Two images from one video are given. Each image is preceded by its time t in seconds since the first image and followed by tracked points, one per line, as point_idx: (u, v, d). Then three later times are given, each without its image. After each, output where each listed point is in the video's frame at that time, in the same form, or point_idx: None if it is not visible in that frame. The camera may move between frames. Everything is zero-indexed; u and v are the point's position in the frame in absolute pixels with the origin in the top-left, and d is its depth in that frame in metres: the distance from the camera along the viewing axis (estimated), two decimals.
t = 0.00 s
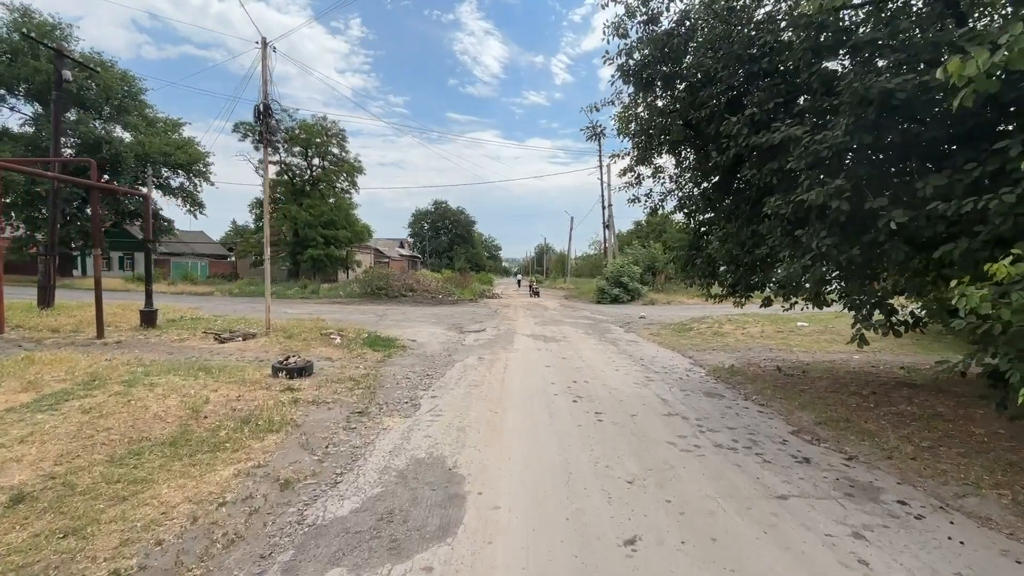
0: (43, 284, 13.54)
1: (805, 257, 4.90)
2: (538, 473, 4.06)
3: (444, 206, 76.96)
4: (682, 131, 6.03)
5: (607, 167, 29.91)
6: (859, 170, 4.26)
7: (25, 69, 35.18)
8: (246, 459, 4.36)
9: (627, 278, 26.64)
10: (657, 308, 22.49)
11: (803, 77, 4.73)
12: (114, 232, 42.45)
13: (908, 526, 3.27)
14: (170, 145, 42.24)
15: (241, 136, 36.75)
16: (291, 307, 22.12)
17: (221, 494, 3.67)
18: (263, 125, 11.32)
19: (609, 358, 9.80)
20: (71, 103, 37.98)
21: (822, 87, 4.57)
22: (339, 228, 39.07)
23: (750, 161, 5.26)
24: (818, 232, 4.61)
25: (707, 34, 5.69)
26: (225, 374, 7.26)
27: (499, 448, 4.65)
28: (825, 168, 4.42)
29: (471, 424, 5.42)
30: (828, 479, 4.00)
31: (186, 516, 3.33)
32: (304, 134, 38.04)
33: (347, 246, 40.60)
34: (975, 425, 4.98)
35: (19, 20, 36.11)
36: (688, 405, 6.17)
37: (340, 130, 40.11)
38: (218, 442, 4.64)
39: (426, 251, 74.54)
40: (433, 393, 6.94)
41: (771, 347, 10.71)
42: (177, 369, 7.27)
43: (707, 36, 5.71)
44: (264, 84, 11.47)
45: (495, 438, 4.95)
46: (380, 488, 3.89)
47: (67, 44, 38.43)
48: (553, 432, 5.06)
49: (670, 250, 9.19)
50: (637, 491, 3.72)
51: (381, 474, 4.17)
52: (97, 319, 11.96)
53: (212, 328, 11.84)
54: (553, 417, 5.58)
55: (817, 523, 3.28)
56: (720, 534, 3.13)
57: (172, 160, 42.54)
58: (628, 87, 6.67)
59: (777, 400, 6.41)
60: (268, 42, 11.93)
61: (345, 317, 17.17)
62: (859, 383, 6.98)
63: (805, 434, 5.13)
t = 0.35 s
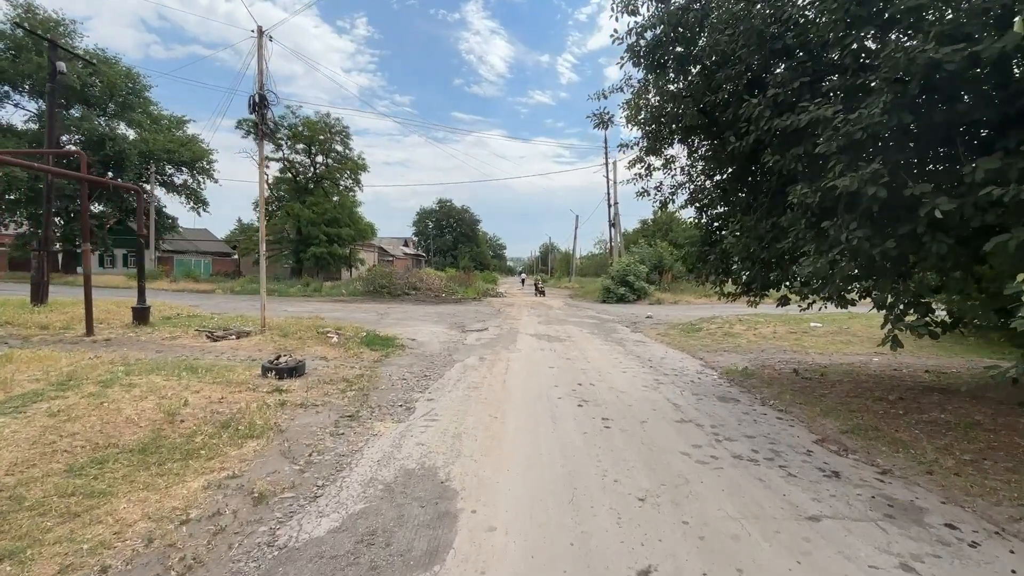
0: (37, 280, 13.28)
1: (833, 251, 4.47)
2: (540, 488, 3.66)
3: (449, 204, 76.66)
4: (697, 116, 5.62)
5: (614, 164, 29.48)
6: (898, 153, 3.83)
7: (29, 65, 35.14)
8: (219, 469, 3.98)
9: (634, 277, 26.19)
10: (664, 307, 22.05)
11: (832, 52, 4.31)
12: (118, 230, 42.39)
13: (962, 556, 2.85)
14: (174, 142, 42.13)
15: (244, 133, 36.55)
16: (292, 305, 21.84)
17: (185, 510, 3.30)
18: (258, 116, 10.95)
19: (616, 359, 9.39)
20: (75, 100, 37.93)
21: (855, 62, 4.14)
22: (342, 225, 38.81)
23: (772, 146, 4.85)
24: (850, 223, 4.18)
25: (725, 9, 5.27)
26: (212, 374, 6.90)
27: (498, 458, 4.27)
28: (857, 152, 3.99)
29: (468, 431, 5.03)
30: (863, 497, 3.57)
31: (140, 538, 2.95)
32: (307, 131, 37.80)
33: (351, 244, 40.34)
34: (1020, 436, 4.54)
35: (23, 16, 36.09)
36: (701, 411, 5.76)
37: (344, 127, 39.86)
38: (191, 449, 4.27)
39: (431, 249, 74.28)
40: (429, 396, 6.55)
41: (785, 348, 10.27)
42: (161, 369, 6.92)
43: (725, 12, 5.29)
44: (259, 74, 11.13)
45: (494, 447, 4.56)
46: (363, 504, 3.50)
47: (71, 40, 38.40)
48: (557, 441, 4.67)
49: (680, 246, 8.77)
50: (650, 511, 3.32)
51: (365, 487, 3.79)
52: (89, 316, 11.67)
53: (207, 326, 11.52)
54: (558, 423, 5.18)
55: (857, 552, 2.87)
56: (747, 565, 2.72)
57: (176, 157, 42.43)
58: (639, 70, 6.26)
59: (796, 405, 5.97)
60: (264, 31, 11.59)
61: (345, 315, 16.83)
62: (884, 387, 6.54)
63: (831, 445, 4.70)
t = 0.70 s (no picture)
0: (31, 278, 13.01)
1: (869, 253, 4.03)
2: (541, 518, 3.25)
3: (455, 203, 76.34)
4: (715, 105, 5.20)
5: (622, 162, 28.99)
6: (950, 141, 3.37)
7: (36, 63, 35.12)
8: (185, 491, 3.59)
9: (641, 277, 25.70)
10: (673, 308, 21.54)
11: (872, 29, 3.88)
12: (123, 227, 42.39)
13: None
14: (179, 139, 42.05)
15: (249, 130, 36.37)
16: (294, 304, 21.55)
17: (137, 544, 2.91)
18: (254, 110, 10.57)
19: (624, 364, 8.97)
20: (81, 97, 38.04)
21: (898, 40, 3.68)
22: (347, 224, 38.55)
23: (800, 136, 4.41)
24: (891, 221, 3.73)
25: None
26: (197, 379, 6.53)
27: (495, 480, 3.86)
28: (902, 141, 3.54)
29: (465, 446, 4.63)
30: (911, 534, 3.12)
31: None
32: (312, 128, 37.56)
33: (356, 242, 40.10)
34: None
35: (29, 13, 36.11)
36: (719, 424, 5.33)
37: (350, 125, 39.58)
38: (158, 468, 3.88)
39: (437, 248, 74.02)
40: (426, 404, 6.16)
41: (802, 353, 9.79)
42: (145, 374, 6.56)
43: None
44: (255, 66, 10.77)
45: (493, 466, 4.16)
46: (342, 535, 3.10)
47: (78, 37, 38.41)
48: (561, 460, 4.26)
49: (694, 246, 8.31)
50: (667, 549, 2.90)
51: (346, 513, 3.39)
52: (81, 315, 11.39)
53: (202, 326, 11.21)
54: (563, 438, 4.77)
55: None
56: None
57: (181, 154, 42.35)
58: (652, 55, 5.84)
59: (821, 419, 5.51)
60: (261, 21, 11.23)
61: (346, 316, 16.49)
62: (914, 399, 6.07)
63: (865, 466, 4.25)
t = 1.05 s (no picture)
0: (28, 274, 12.76)
1: (916, 249, 3.59)
2: (546, 549, 2.85)
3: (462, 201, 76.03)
4: (739, 87, 4.79)
5: (631, 160, 28.48)
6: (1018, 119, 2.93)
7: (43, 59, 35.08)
8: (148, 510, 3.21)
9: (650, 276, 25.22)
10: (683, 309, 21.04)
11: None
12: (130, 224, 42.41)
13: None
14: (186, 136, 41.95)
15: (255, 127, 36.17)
16: (297, 302, 21.27)
17: None
18: (251, 101, 10.20)
19: (634, 367, 8.54)
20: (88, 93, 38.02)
21: (957, 6, 3.23)
22: (353, 222, 38.30)
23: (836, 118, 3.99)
24: (945, 212, 3.30)
25: None
26: (182, 381, 6.17)
27: (495, 500, 3.47)
28: (960, 121, 3.11)
29: (463, 458, 4.24)
30: (975, 573, 2.69)
31: None
32: (318, 125, 37.32)
33: (361, 240, 39.87)
34: None
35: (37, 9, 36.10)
36: (740, 436, 4.90)
37: (356, 122, 39.31)
38: (123, 482, 3.50)
39: (443, 247, 73.75)
40: (423, 410, 5.76)
41: (821, 357, 9.31)
42: (128, 375, 6.22)
43: None
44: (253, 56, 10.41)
45: (493, 482, 3.77)
46: (317, 567, 2.71)
47: (85, 34, 38.37)
48: (569, 477, 3.86)
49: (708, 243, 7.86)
50: None
51: (325, 539, 3.00)
52: (75, 312, 11.10)
53: (198, 324, 10.90)
54: (570, 451, 4.37)
55: None
56: None
57: (187, 151, 42.26)
58: (669, 35, 5.44)
59: (852, 430, 5.06)
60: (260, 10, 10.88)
61: (348, 314, 16.15)
62: (951, 409, 5.61)
63: (907, 486, 3.80)
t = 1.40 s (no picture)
0: (22, 271, 12.48)
1: (982, 246, 3.12)
2: None
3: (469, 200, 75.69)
4: (768, 66, 4.35)
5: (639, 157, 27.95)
6: None
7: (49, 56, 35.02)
8: (97, 543, 2.80)
9: (659, 276, 24.70)
10: (694, 309, 20.49)
11: None
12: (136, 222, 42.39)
13: None
14: (192, 134, 41.82)
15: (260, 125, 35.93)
16: (300, 300, 20.95)
17: None
18: (248, 93, 9.83)
19: (646, 372, 8.08)
20: (95, 91, 37.97)
21: None
22: (358, 220, 38.01)
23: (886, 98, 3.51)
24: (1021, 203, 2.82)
25: None
26: (165, 387, 5.78)
27: (495, 530, 3.04)
28: None
29: (461, 477, 3.81)
30: None
31: None
32: (324, 122, 37.03)
33: (367, 239, 39.58)
34: None
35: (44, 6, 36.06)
36: (768, 453, 4.44)
37: (362, 119, 39.00)
38: (74, 508, 3.09)
39: (450, 246, 73.44)
40: (420, 420, 5.34)
41: (845, 363, 8.79)
42: (109, 379, 5.85)
43: None
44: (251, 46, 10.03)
45: (494, 508, 3.34)
46: None
47: (92, 31, 38.31)
48: (579, 502, 3.43)
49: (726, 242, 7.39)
50: None
51: None
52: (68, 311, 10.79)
53: (193, 324, 10.54)
54: (580, 470, 3.94)
55: None
56: None
57: (193, 149, 42.15)
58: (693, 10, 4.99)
59: (891, 447, 4.58)
60: None
61: (350, 314, 15.78)
62: (999, 424, 5.10)
63: (967, 518, 3.33)
